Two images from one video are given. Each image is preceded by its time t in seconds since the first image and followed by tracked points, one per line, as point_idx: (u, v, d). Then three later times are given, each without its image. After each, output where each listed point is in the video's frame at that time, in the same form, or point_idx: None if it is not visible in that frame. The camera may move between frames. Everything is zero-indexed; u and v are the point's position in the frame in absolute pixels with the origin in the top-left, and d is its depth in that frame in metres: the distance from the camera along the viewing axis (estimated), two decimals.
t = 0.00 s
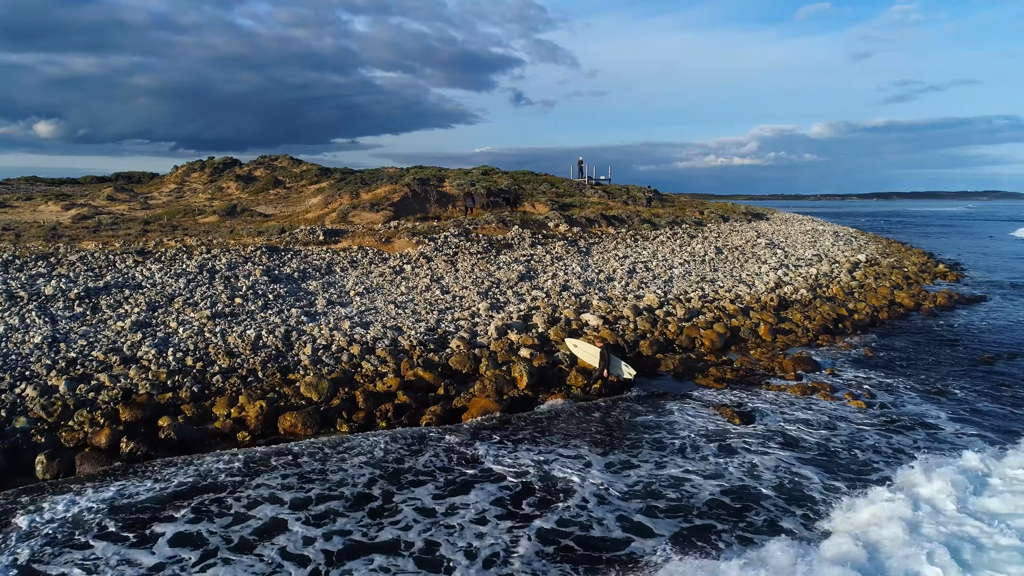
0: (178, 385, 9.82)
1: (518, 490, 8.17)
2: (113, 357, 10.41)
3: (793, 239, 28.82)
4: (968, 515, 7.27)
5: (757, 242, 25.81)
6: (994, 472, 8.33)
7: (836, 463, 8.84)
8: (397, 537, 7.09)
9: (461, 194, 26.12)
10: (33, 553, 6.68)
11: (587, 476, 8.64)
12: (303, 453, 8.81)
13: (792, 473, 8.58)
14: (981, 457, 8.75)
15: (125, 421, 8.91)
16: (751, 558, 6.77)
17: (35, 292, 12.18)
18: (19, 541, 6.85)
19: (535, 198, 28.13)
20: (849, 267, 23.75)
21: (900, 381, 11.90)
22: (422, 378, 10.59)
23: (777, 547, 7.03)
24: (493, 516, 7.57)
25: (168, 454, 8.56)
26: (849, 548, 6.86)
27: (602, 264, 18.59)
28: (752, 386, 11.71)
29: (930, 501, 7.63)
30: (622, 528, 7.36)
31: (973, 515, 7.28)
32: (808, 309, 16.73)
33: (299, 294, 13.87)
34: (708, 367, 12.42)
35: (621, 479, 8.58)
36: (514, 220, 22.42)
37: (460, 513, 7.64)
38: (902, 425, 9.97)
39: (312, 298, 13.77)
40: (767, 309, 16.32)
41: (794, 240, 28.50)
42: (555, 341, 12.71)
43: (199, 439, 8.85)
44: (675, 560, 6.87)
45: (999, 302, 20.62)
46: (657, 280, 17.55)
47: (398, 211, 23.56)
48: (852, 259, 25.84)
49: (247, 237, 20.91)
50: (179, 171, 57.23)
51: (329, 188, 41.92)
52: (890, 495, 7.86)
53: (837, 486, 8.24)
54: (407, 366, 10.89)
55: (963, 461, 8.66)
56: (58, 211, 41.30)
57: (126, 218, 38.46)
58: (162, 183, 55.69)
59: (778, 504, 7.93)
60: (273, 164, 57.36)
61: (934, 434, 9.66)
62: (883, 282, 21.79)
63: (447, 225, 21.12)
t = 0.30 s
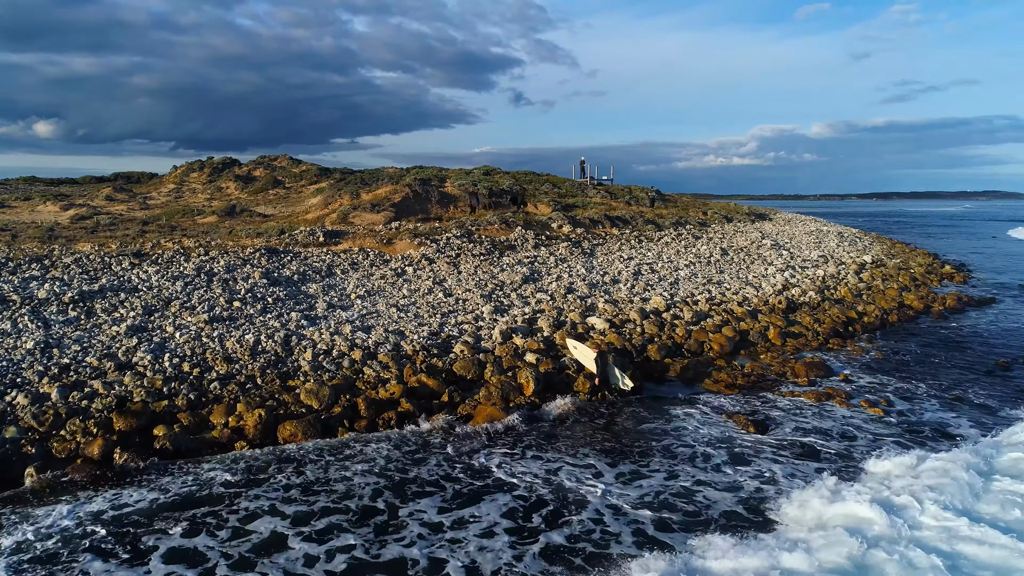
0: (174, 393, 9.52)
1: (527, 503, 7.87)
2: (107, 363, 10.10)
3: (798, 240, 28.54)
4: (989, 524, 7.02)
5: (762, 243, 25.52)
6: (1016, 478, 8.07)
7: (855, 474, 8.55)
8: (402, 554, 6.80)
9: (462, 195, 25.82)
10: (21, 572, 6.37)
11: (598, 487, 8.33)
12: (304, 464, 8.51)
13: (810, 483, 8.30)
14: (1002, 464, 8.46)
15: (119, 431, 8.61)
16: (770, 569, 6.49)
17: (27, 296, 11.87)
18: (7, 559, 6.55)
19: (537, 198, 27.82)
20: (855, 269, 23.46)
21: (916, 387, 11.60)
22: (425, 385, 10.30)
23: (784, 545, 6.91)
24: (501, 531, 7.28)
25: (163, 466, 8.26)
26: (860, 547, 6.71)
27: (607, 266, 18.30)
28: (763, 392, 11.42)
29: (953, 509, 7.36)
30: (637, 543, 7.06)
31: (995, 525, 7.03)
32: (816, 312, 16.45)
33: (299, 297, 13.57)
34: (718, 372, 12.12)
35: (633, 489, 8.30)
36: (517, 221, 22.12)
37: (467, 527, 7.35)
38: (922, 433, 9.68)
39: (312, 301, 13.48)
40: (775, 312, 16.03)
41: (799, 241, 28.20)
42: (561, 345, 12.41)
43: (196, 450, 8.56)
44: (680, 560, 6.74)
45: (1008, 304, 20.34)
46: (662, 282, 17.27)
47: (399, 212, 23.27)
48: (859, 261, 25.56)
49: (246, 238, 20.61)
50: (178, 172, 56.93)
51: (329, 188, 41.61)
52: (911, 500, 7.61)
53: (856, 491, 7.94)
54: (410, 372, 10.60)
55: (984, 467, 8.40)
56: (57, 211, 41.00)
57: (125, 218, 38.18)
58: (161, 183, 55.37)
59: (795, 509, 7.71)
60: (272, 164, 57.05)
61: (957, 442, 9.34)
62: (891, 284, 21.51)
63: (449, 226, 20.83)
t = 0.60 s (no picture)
0: (171, 401, 9.23)
1: (535, 516, 7.60)
2: (101, 370, 9.81)
3: (803, 241, 28.26)
4: (1001, 539, 6.80)
5: (767, 244, 25.23)
6: None
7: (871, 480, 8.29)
8: (407, 572, 6.51)
9: (464, 195, 25.52)
10: None
11: (608, 498, 8.07)
12: (304, 475, 8.23)
13: (827, 491, 8.02)
14: None
15: (113, 442, 8.32)
16: None
17: (21, 300, 11.58)
18: None
19: (539, 198, 27.52)
20: (862, 270, 23.18)
21: (930, 394, 11.34)
22: (429, 392, 10.02)
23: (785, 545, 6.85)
24: (509, 546, 7.00)
25: (158, 478, 7.98)
26: (862, 554, 6.58)
27: (611, 268, 18.02)
28: (775, 399, 11.13)
29: (977, 523, 7.09)
30: (652, 560, 6.78)
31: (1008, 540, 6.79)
32: (825, 315, 16.17)
33: (298, 300, 13.28)
34: (728, 378, 11.84)
35: (645, 501, 8.02)
36: (520, 222, 21.83)
37: (473, 542, 7.07)
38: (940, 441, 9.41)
39: (312, 305, 13.19)
40: (784, 315, 15.75)
41: (804, 242, 27.90)
42: (568, 350, 12.12)
43: (193, 461, 8.28)
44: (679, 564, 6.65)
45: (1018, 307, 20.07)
46: (668, 285, 16.98)
47: (400, 213, 22.97)
48: (865, 262, 25.28)
49: (245, 239, 20.31)
50: (177, 171, 56.64)
51: (328, 188, 41.30)
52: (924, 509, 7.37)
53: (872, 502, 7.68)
54: (413, 379, 10.31)
55: (1005, 477, 8.14)
56: (55, 211, 40.71)
57: (123, 218, 37.88)
58: (160, 183, 55.08)
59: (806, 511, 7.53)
60: (271, 164, 56.73)
61: (976, 449, 9.07)
62: (899, 286, 21.23)
63: (451, 227, 20.54)
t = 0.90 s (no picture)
0: (167, 409, 8.94)
1: (546, 530, 7.31)
2: (95, 376, 9.52)
3: (808, 242, 27.98)
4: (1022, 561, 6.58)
5: (772, 246, 24.96)
6: None
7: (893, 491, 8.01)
8: None
9: (466, 196, 25.23)
10: None
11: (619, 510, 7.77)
12: (305, 487, 7.94)
13: (845, 502, 7.75)
14: None
15: (107, 453, 8.04)
16: None
17: (14, 305, 11.30)
18: None
19: (542, 199, 27.22)
20: (869, 272, 22.91)
21: (946, 401, 11.07)
22: (433, 400, 9.74)
23: (800, 559, 6.64)
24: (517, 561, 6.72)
25: (153, 491, 7.69)
26: (883, 575, 6.37)
27: (616, 270, 17.75)
28: (787, 406, 10.86)
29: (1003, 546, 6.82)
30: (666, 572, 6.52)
31: None
32: (835, 319, 15.90)
33: (298, 304, 13.01)
34: (738, 384, 11.56)
35: (659, 511, 7.74)
36: (523, 223, 21.55)
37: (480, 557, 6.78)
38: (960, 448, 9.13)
39: (312, 308, 12.91)
40: (792, 318, 15.48)
41: (808, 243, 27.63)
42: (574, 356, 11.85)
43: (190, 473, 8.00)
44: (692, 575, 6.44)
45: None
46: (674, 287, 16.71)
47: (401, 214, 22.69)
48: (871, 264, 25.01)
49: (244, 241, 20.03)
50: (177, 172, 56.36)
51: (329, 189, 41.00)
52: (942, 524, 7.17)
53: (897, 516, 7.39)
54: (416, 386, 10.03)
55: None
56: (54, 212, 40.45)
57: (123, 219, 37.65)
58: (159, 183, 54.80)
59: (821, 522, 7.31)
60: (271, 164, 56.42)
61: (998, 457, 8.80)
62: (907, 288, 20.96)
63: (453, 229, 20.27)
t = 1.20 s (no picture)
0: (163, 418, 8.67)
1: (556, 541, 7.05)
2: (90, 384, 9.25)
3: (813, 244, 27.72)
4: None
5: (777, 247, 24.70)
6: None
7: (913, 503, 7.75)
8: None
9: (468, 197, 24.96)
10: None
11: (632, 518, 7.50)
12: (306, 499, 7.67)
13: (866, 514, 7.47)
14: None
15: (102, 465, 7.77)
16: None
17: (7, 309, 11.03)
18: None
19: (545, 200, 26.94)
20: (876, 274, 22.65)
21: (962, 407, 10.81)
22: (438, 408, 9.47)
23: None
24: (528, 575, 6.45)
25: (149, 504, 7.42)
26: None
27: (622, 272, 17.48)
28: (801, 413, 10.59)
29: None
30: None
31: None
32: (844, 322, 15.63)
33: (299, 308, 12.73)
34: (749, 390, 11.29)
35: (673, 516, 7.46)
36: (526, 224, 21.28)
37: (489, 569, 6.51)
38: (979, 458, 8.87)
39: (313, 312, 12.64)
40: (801, 321, 15.21)
41: (814, 245, 27.37)
42: (581, 361, 11.58)
43: (188, 485, 7.73)
44: None
45: None
46: (681, 290, 16.44)
47: (403, 215, 22.42)
48: (877, 266, 24.75)
49: (243, 243, 19.75)
50: (176, 172, 56.07)
51: (329, 190, 40.71)
52: (970, 542, 6.92)
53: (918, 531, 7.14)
54: (420, 393, 9.75)
55: None
56: (53, 212, 40.18)
57: (121, 219, 37.36)
58: (159, 183, 54.52)
59: (841, 536, 7.05)
60: (271, 164, 56.12)
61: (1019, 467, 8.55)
62: (915, 290, 20.69)
63: (455, 230, 19.99)
